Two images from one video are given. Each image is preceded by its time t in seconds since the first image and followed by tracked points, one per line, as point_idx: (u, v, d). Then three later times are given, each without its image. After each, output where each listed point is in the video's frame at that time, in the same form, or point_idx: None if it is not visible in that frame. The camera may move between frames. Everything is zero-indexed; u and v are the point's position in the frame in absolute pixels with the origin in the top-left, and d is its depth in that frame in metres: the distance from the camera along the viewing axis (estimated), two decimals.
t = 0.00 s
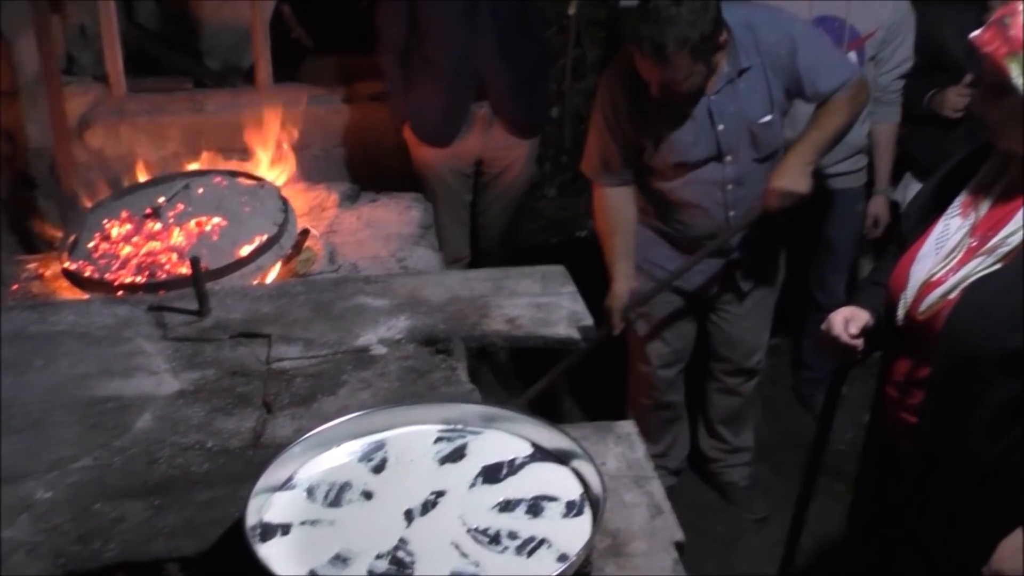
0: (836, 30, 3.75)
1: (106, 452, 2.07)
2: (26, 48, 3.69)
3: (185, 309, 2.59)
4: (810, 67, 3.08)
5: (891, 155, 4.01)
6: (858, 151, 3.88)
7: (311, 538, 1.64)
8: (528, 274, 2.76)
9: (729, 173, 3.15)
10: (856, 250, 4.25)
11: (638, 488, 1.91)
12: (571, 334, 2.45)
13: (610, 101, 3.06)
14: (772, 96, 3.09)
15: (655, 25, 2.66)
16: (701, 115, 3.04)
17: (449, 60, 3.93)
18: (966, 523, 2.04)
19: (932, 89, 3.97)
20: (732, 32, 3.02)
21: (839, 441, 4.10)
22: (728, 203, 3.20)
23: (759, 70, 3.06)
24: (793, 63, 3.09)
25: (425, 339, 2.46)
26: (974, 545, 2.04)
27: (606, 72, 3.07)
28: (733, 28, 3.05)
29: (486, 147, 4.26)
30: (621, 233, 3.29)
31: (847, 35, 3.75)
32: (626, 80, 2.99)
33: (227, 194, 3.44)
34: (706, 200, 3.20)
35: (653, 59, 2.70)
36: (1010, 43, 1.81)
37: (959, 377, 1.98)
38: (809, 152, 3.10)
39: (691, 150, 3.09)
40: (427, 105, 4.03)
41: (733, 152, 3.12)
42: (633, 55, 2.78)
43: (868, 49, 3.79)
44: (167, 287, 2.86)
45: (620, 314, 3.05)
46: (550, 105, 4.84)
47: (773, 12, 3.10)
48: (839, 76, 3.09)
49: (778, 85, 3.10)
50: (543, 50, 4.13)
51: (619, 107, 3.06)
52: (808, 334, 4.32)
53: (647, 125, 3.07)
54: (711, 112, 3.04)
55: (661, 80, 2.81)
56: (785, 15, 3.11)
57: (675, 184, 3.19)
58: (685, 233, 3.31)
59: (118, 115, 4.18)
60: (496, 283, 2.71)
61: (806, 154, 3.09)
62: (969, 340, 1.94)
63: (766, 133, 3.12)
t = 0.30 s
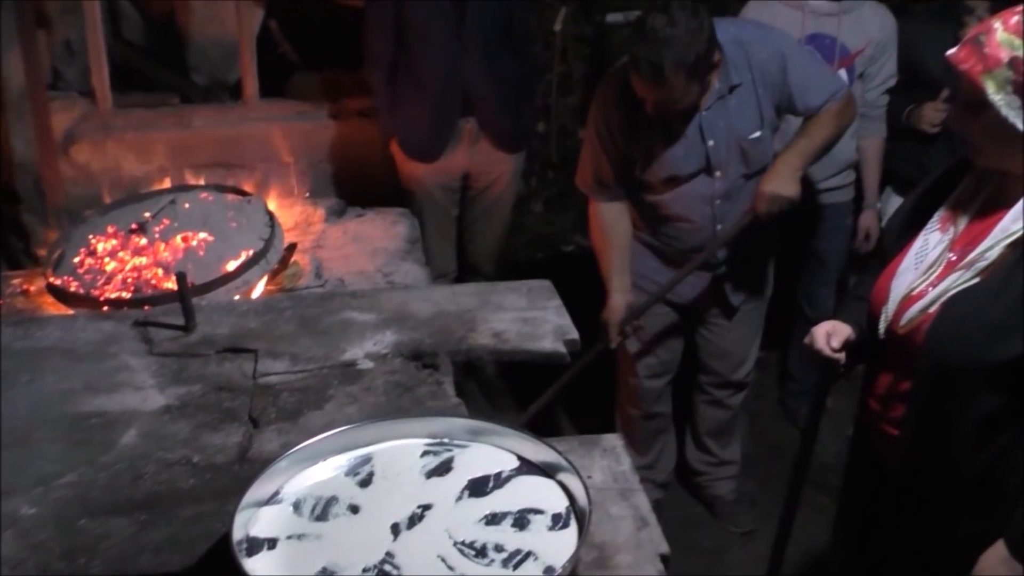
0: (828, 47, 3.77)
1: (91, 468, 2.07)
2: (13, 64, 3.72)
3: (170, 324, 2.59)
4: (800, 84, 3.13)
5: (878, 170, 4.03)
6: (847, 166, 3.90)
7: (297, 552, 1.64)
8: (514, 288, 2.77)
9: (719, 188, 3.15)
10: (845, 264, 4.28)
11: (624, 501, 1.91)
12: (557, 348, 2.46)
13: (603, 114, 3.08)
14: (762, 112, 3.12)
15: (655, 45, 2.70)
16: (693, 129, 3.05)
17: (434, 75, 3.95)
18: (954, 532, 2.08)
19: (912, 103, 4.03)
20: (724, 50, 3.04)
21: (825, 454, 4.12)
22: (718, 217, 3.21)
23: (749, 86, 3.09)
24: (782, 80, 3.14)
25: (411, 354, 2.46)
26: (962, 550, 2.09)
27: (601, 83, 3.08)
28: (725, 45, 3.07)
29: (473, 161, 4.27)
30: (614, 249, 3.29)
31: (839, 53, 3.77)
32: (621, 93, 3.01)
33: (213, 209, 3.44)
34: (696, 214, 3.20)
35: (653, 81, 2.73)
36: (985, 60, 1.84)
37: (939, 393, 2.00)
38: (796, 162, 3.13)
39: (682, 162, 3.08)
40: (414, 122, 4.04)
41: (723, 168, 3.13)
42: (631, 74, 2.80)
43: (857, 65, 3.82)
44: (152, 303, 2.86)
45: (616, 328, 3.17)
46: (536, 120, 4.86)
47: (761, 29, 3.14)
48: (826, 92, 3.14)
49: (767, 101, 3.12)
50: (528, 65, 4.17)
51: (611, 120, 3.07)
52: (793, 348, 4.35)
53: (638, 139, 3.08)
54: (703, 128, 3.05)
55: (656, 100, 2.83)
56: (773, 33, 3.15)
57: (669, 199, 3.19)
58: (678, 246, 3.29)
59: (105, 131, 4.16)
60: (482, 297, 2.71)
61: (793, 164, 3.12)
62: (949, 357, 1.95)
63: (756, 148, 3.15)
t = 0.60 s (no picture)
0: (833, 56, 3.74)
1: (87, 477, 2.07)
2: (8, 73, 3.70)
3: (166, 333, 2.59)
4: (799, 100, 3.08)
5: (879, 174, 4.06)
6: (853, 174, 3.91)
7: (293, 559, 1.64)
8: (509, 296, 2.77)
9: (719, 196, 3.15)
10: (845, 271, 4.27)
11: (618, 507, 1.92)
12: (552, 355, 2.47)
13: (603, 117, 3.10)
14: (761, 119, 3.11)
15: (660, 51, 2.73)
16: (694, 136, 3.06)
17: (429, 84, 3.97)
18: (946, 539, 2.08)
19: (906, 108, 4.05)
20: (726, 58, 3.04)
21: (819, 460, 4.14)
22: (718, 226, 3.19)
23: (749, 94, 3.08)
24: (781, 92, 3.09)
25: (406, 361, 2.47)
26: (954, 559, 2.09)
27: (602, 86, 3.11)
28: (726, 54, 3.07)
29: (468, 170, 4.29)
30: (598, 259, 3.21)
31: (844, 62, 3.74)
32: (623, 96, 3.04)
33: (208, 218, 3.45)
34: (696, 221, 3.20)
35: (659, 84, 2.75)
36: (972, 67, 1.86)
37: (932, 399, 2.02)
38: (772, 176, 2.96)
39: (683, 167, 3.10)
40: (408, 130, 4.04)
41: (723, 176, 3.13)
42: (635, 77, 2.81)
43: (859, 75, 3.79)
44: (148, 312, 2.87)
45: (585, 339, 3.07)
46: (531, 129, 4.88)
47: (762, 39, 3.13)
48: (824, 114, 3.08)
49: (765, 112, 3.12)
50: (522, 73, 4.20)
51: (611, 123, 3.10)
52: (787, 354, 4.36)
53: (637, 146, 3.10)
54: (704, 134, 3.06)
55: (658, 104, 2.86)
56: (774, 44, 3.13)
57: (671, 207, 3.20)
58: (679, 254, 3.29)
59: (99, 141, 4.17)
60: (477, 305, 2.72)
61: (769, 176, 2.96)
62: (940, 361, 1.97)
63: (755, 157, 3.13)
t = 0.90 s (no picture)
0: (840, 59, 3.75)
1: (83, 480, 2.07)
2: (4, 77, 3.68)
3: (163, 336, 2.59)
4: (790, 100, 3.06)
5: (880, 172, 4.04)
6: (858, 175, 3.90)
7: (288, 562, 1.64)
8: (505, 297, 2.77)
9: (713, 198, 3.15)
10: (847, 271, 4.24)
11: (614, 509, 1.92)
12: (548, 356, 2.47)
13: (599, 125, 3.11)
14: (751, 120, 3.10)
15: (655, 51, 2.72)
16: (688, 137, 3.07)
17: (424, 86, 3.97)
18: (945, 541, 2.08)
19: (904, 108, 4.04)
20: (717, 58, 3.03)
21: (817, 460, 4.14)
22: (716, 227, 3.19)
23: (741, 95, 3.08)
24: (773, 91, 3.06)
25: (403, 363, 2.47)
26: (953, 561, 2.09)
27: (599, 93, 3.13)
28: (718, 53, 3.06)
29: (465, 171, 4.29)
30: (592, 266, 3.17)
31: (853, 64, 3.75)
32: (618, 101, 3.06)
33: (205, 220, 3.45)
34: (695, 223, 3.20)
35: (654, 84, 2.75)
36: (961, 68, 1.87)
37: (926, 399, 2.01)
38: (764, 181, 2.88)
39: (679, 169, 3.10)
40: (404, 132, 4.03)
41: (717, 177, 3.14)
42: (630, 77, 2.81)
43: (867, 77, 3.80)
44: (144, 315, 2.87)
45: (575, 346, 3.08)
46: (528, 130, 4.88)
47: (756, 39, 3.11)
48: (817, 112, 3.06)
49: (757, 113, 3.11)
50: (519, 74, 4.19)
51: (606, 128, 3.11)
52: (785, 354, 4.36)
53: (633, 149, 3.10)
54: (697, 136, 3.07)
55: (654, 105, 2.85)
56: (769, 44, 3.12)
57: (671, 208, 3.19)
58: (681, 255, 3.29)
59: (96, 144, 4.18)
60: (474, 306, 2.72)
61: (764, 185, 2.88)
62: (933, 364, 1.97)
63: (745, 158, 3.12)
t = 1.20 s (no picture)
0: (830, 63, 3.74)
1: (76, 487, 2.07)
2: None
3: (156, 342, 2.59)
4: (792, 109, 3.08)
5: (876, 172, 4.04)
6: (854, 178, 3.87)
7: (281, 568, 1.64)
8: (499, 301, 2.78)
9: (710, 206, 3.14)
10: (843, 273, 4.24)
11: (607, 513, 1.92)
12: (542, 360, 2.47)
13: (593, 138, 3.07)
14: (751, 130, 3.09)
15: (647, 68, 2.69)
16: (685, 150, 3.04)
17: (419, 91, 3.96)
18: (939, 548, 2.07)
19: (900, 109, 4.05)
20: (714, 68, 3.01)
21: (813, 463, 4.15)
22: (713, 234, 3.20)
23: (740, 105, 3.07)
24: (773, 100, 3.08)
25: (397, 368, 2.47)
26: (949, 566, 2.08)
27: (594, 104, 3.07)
28: (715, 64, 3.04)
29: (461, 176, 4.29)
30: (603, 276, 3.26)
31: (842, 68, 3.74)
32: (613, 116, 3.00)
33: (199, 226, 3.45)
34: (692, 232, 3.20)
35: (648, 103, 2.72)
36: (952, 71, 1.88)
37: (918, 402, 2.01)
38: (808, 211, 3.06)
39: (674, 180, 3.07)
40: (399, 137, 4.04)
41: (713, 186, 3.12)
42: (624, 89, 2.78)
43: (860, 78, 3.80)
44: (138, 321, 2.87)
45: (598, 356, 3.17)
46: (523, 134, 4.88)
47: (753, 45, 3.10)
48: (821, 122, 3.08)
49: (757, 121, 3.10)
50: (515, 78, 4.20)
51: (601, 140, 3.06)
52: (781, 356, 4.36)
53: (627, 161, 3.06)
54: (694, 147, 3.04)
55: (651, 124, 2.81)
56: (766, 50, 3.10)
57: (667, 218, 3.18)
58: (678, 260, 3.30)
59: (90, 149, 4.19)
60: (467, 311, 2.72)
61: (804, 209, 3.07)
62: (923, 366, 1.98)
63: (745, 168, 3.11)
